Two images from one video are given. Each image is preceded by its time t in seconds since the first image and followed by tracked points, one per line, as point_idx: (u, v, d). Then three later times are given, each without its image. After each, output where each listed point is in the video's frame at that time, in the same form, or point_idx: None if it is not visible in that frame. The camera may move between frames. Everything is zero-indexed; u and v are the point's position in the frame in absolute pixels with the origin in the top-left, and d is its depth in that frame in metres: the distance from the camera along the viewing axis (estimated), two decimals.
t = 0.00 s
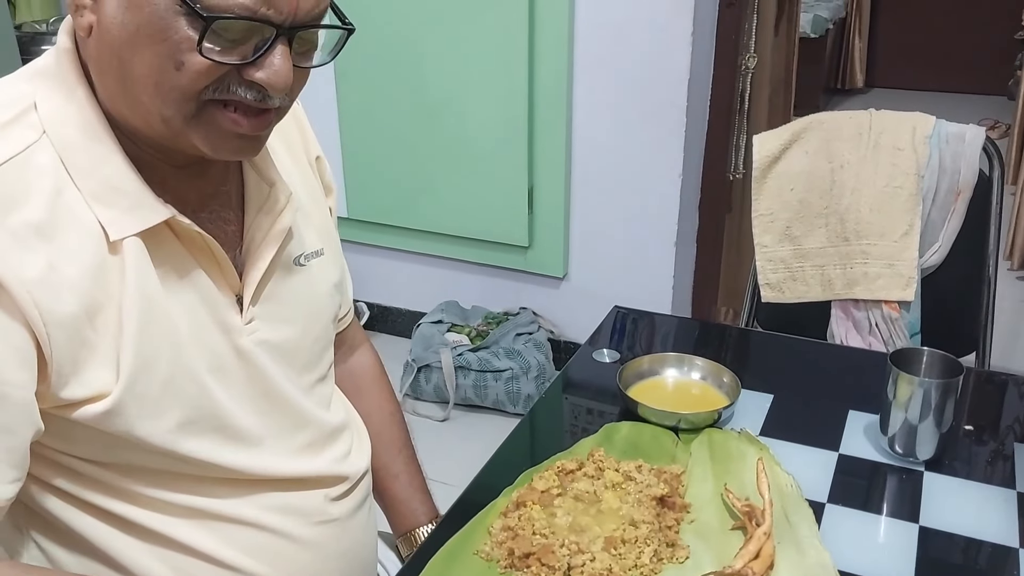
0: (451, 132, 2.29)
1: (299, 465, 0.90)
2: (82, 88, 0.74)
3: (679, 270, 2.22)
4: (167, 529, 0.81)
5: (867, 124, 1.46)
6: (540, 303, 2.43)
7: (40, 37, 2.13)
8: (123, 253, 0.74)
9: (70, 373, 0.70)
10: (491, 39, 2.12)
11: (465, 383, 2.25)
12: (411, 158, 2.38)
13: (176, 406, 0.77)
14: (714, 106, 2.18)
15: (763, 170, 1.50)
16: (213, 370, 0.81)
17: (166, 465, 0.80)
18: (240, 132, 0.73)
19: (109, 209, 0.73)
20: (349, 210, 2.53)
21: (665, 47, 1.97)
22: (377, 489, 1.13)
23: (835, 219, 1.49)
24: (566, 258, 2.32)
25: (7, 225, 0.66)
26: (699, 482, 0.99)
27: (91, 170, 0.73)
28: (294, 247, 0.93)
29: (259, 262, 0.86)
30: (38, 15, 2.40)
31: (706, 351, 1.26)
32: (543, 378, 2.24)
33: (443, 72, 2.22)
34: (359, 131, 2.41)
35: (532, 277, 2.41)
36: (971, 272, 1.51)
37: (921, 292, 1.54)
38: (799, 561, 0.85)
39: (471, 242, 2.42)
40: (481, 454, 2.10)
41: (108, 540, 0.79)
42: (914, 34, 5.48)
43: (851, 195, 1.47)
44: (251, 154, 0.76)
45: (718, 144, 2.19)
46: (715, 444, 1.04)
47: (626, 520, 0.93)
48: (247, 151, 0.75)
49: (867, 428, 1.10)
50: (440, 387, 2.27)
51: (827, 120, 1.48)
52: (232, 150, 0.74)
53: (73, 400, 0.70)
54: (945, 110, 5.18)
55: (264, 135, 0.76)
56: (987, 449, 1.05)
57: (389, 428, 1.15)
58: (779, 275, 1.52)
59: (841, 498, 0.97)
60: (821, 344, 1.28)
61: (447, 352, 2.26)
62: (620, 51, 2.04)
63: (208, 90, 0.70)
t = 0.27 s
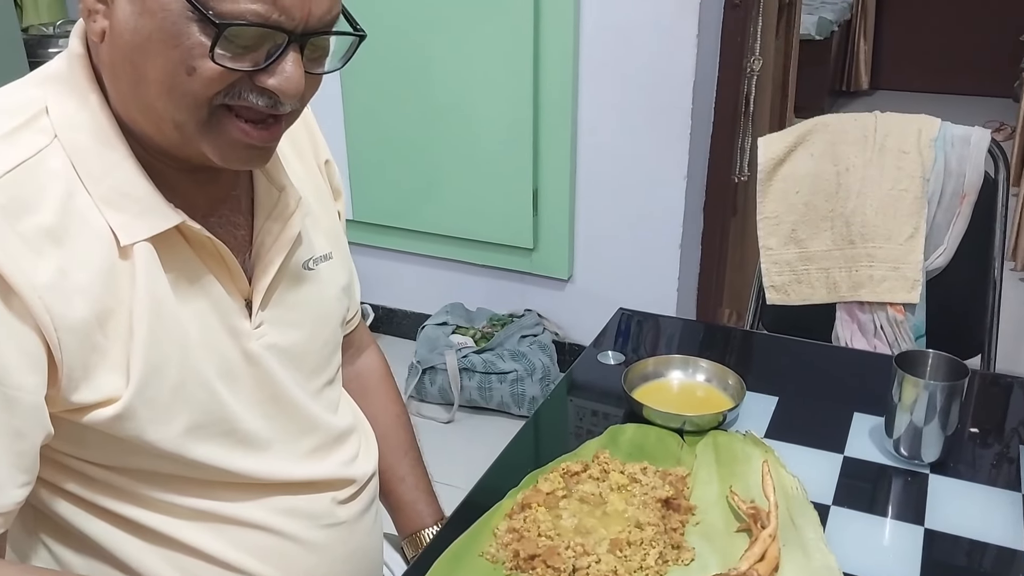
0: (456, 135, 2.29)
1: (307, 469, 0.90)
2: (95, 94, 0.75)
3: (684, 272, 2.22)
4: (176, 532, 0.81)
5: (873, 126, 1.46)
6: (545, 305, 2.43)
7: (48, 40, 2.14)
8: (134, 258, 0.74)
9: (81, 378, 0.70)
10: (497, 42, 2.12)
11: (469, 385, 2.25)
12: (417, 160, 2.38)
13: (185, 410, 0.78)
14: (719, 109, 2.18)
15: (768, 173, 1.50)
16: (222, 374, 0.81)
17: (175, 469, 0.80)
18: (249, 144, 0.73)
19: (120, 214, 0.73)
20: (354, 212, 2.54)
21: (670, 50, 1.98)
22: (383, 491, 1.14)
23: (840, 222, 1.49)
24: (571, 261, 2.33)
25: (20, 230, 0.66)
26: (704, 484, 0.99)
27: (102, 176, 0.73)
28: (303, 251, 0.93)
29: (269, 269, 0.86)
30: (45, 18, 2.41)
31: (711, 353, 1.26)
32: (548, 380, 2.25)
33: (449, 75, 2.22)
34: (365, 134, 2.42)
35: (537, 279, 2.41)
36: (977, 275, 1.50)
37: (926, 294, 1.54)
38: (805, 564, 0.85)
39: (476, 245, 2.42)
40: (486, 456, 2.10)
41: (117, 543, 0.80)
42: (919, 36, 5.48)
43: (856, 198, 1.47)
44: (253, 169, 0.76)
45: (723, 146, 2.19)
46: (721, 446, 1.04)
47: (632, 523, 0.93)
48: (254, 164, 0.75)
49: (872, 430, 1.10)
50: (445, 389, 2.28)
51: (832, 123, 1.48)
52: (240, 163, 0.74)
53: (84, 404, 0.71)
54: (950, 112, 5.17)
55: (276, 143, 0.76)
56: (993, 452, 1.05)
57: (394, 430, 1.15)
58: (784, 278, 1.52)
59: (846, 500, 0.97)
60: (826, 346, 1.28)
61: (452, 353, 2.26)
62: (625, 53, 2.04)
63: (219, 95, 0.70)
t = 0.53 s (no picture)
0: (462, 143, 2.30)
1: (314, 477, 0.90)
2: (108, 105, 0.76)
3: (690, 279, 2.22)
4: (183, 539, 0.82)
5: (878, 133, 1.46)
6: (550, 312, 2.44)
7: (56, 48, 2.15)
8: (145, 267, 0.75)
9: (91, 386, 0.71)
10: (503, 50, 2.13)
11: (475, 392, 2.25)
12: (423, 168, 2.39)
13: (193, 418, 0.78)
14: (725, 116, 2.18)
15: (773, 180, 1.50)
16: (231, 382, 0.82)
17: (183, 478, 0.80)
18: (258, 152, 0.74)
19: (131, 222, 0.74)
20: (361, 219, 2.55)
21: (676, 57, 1.98)
22: (389, 497, 1.14)
23: (846, 229, 1.49)
24: (576, 268, 2.33)
25: (32, 238, 0.67)
26: (709, 491, 0.99)
27: (114, 186, 0.74)
28: (312, 259, 0.94)
29: (278, 275, 0.87)
30: (54, 26, 2.43)
31: (717, 360, 1.26)
32: (554, 387, 2.25)
33: (455, 83, 2.23)
34: (372, 142, 2.42)
35: (543, 287, 2.42)
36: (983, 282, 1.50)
37: (932, 301, 1.54)
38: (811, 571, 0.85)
39: (482, 252, 2.43)
40: (492, 463, 2.10)
41: (126, 550, 0.80)
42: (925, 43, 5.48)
43: (861, 205, 1.47)
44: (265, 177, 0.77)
45: (729, 153, 2.19)
46: (726, 453, 1.04)
47: (637, 530, 0.93)
48: (265, 172, 0.76)
49: (878, 438, 1.10)
50: (451, 396, 2.28)
51: (837, 130, 1.48)
52: (250, 169, 0.75)
53: (93, 412, 0.71)
54: (956, 119, 5.17)
55: (287, 152, 0.77)
56: (1000, 460, 1.04)
57: (400, 436, 1.15)
58: (789, 284, 1.52)
59: (852, 507, 0.97)
60: (832, 353, 1.28)
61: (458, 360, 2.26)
62: (631, 60, 2.04)
63: (231, 105, 0.71)
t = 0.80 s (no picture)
0: (463, 147, 2.30)
1: (315, 481, 0.91)
2: (119, 119, 0.76)
3: (690, 284, 2.22)
4: (184, 542, 0.82)
5: (877, 138, 1.47)
6: (551, 316, 2.44)
7: (58, 53, 2.15)
8: (149, 272, 0.75)
9: (92, 392, 0.71)
10: (504, 54, 2.13)
11: (475, 396, 2.25)
12: (424, 172, 2.39)
13: (194, 423, 0.78)
14: (725, 120, 2.18)
15: (773, 184, 1.51)
16: (233, 387, 0.82)
17: (183, 483, 0.81)
18: (274, 156, 0.74)
19: (135, 228, 0.74)
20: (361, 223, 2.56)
21: (675, 61, 1.99)
22: (389, 501, 1.14)
23: (846, 233, 1.49)
24: (577, 272, 2.33)
25: (35, 244, 0.67)
26: (709, 496, 1.00)
27: (119, 192, 0.74)
28: (314, 263, 0.94)
29: (281, 281, 0.87)
30: (55, 31, 2.44)
31: (716, 365, 1.26)
32: (554, 392, 2.25)
33: (456, 87, 2.24)
34: (373, 146, 2.43)
35: (543, 291, 2.42)
36: (982, 287, 1.50)
37: (932, 306, 1.54)
38: None
39: (482, 256, 2.43)
40: (492, 467, 2.11)
41: (127, 553, 0.80)
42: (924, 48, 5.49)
43: (861, 210, 1.48)
44: (279, 180, 0.77)
45: (729, 157, 2.20)
46: (726, 457, 1.04)
47: (637, 533, 0.94)
48: (279, 175, 0.76)
49: (877, 442, 1.10)
50: (451, 400, 2.28)
51: (837, 134, 1.48)
52: (266, 173, 0.75)
53: (94, 418, 0.71)
54: (956, 124, 5.18)
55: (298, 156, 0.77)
56: (1000, 464, 1.05)
57: (401, 441, 1.15)
58: (789, 289, 1.53)
59: (852, 512, 0.97)
60: (832, 357, 1.28)
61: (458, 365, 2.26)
62: (631, 65, 2.05)
63: (247, 112, 0.70)
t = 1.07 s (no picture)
0: (465, 149, 2.30)
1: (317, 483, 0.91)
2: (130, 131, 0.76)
3: (693, 286, 2.22)
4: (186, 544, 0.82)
5: (880, 140, 1.47)
6: (553, 318, 2.44)
7: (61, 55, 2.16)
8: (151, 276, 0.75)
9: (95, 395, 0.71)
10: (506, 55, 2.14)
11: (478, 398, 2.25)
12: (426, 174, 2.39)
13: (197, 426, 0.79)
14: (727, 122, 2.18)
15: (775, 186, 1.51)
16: (236, 389, 0.82)
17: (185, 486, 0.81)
18: (292, 154, 0.74)
19: (140, 231, 0.74)
20: (364, 225, 2.56)
21: (678, 63, 1.99)
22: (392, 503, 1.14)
23: (848, 235, 1.49)
24: (579, 274, 2.33)
25: (38, 247, 0.67)
26: (711, 497, 1.00)
27: (124, 195, 0.74)
28: (316, 264, 0.94)
29: (282, 285, 0.88)
30: (58, 33, 2.45)
31: (719, 367, 1.26)
32: (556, 394, 2.25)
33: (458, 89, 2.24)
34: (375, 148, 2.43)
35: (546, 293, 2.42)
36: (984, 289, 1.50)
37: (934, 307, 1.54)
38: None
39: (485, 258, 2.43)
40: (494, 469, 2.11)
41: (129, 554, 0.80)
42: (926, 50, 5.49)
43: (863, 211, 1.48)
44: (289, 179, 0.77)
45: (731, 159, 2.19)
46: (728, 459, 1.04)
47: (639, 535, 0.94)
48: (297, 171, 0.76)
49: (879, 444, 1.10)
50: (454, 402, 2.28)
51: (839, 136, 1.49)
52: (286, 170, 0.75)
53: (98, 421, 0.72)
54: (958, 126, 5.17)
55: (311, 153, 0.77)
56: (1003, 466, 1.04)
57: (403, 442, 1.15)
58: (792, 291, 1.52)
59: (854, 514, 0.97)
60: (834, 359, 1.28)
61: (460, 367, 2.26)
62: (633, 66, 2.05)
63: (266, 115, 0.71)
